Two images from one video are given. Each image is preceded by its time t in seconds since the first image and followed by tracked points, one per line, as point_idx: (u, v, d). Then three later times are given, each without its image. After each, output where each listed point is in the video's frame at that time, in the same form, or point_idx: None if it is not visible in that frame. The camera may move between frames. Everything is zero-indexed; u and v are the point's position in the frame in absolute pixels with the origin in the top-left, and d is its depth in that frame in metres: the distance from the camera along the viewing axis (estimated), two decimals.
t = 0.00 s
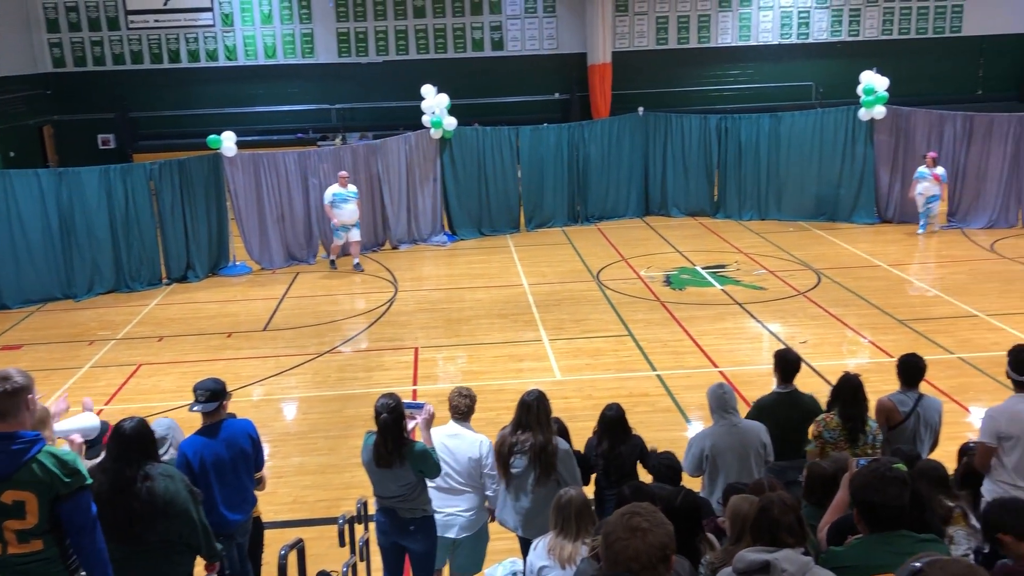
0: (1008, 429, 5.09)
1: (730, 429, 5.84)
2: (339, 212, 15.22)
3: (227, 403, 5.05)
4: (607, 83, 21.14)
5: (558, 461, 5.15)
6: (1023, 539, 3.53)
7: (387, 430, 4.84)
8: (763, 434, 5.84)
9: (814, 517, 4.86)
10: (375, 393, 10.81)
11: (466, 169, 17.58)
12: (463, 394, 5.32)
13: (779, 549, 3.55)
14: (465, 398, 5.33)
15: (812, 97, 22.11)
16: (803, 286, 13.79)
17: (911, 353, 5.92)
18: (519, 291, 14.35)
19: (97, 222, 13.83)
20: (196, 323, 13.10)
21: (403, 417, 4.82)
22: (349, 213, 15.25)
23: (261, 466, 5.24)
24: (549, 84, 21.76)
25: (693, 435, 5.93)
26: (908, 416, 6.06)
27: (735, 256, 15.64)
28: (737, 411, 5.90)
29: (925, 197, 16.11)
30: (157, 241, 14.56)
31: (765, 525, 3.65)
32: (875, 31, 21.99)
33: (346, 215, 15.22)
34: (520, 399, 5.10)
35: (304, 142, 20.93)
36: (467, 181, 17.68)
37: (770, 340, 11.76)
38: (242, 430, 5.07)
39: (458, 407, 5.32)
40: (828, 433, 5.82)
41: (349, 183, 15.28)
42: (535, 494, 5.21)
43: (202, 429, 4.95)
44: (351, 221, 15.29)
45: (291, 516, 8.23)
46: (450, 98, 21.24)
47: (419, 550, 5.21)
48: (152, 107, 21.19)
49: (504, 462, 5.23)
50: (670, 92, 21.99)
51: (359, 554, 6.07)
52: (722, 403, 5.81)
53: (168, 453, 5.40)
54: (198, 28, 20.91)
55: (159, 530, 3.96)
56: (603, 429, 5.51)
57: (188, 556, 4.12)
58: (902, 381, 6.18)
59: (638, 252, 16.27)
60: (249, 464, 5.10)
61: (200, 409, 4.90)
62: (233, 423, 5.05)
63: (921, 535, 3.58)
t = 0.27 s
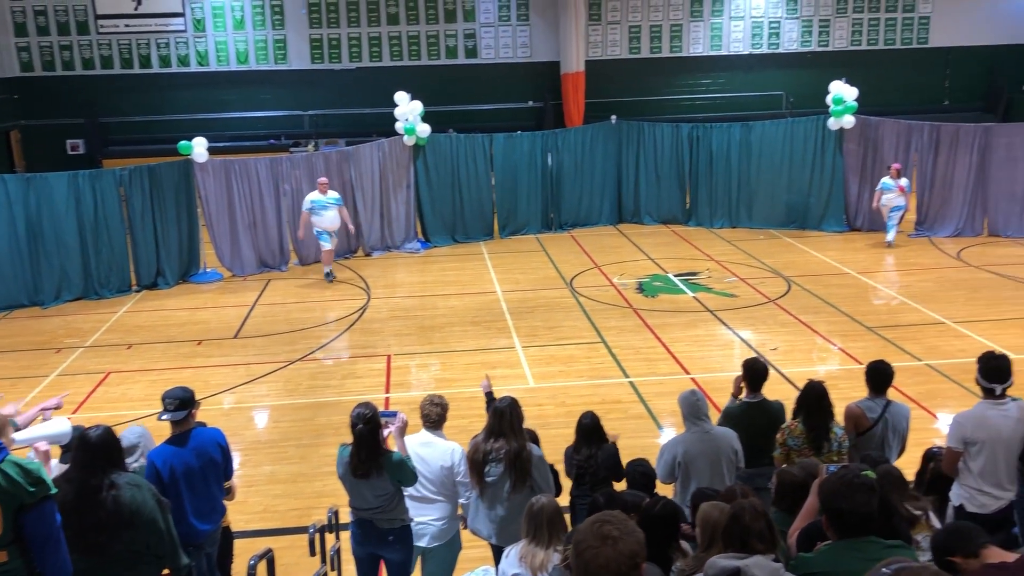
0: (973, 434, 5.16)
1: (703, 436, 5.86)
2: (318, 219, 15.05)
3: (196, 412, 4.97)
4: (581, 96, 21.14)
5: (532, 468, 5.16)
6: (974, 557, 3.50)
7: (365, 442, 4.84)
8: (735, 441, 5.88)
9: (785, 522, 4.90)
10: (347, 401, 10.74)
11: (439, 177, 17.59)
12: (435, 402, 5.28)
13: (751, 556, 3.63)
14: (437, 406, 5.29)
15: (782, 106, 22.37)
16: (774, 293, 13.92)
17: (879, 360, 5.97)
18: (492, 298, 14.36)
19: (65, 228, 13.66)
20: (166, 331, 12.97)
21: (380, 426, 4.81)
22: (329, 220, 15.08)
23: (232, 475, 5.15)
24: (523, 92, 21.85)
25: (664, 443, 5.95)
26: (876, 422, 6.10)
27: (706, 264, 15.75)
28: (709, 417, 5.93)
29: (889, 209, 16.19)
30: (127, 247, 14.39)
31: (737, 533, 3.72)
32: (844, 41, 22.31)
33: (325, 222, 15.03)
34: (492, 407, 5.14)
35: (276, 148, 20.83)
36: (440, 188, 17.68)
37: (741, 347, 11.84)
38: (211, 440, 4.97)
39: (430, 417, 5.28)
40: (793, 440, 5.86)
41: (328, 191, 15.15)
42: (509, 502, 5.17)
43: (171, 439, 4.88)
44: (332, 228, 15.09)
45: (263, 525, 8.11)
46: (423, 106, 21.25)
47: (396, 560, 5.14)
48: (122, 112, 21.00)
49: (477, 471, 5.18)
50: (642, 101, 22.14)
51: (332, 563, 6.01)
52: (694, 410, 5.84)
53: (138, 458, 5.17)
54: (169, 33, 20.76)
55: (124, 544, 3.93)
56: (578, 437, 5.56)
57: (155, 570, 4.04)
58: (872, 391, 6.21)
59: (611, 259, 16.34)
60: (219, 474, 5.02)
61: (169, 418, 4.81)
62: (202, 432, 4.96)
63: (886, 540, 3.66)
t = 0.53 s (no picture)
0: (943, 442, 5.21)
1: (677, 444, 5.81)
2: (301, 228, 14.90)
3: (164, 420, 4.88)
4: (556, 102, 21.23)
5: (506, 476, 5.14)
6: (938, 564, 3.65)
7: (336, 452, 4.70)
8: (707, 448, 5.86)
9: (756, 531, 4.88)
10: (320, 409, 10.65)
11: (414, 184, 17.57)
12: (403, 410, 5.35)
13: (723, 565, 3.65)
14: (404, 414, 5.35)
15: (755, 116, 22.59)
16: (746, 301, 14.02)
17: (850, 370, 5.89)
18: (467, 305, 14.33)
19: (34, 233, 13.41)
20: (136, 337, 12.82)
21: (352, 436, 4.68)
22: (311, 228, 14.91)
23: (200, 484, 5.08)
24: (498, 100, 21.89)
25: (636, 450, 5.94)
26: (847, 430, 6.05)
27: (680, 272, 15.84)
28: (682, 424, 5.88)
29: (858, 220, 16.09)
30: (97, 252, 14.21)
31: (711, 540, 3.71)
32: (816, 52, 22.57)
33: (308, 230, 14.86)
34: (465, 414, 5.10)
35: (250, 153, 20.70)
36: (415, 195, 17.65)
37: (714, 355, 11.90)
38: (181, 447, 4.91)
39: (396, 423, 5.34)
40: (761, 448, 5.99)
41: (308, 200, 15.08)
42: (485, 510, 5.17)
43: (140, 448, 4.78)
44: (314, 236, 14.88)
45: (234, 534, 7.98)
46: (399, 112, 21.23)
47: (373, 570, 5.07)
48: (94, 116, 20.78)
49: (452, 479, 5.15)
50: (617, 109, 22.25)
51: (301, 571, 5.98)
52: (667, 418, 5.79)
53: (104, 465, 5.04)
54: (142, 37, 20.57)
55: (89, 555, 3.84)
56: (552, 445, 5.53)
57: None
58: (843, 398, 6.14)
59: (586, 267, 16.38)
60: (189, 482, 4.95)
61: (137, 427, 4.70)
62: (172, 440, 4.88)
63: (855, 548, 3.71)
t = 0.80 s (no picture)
0: (919, 452, 5.23)
1: (656, 450, 5.73)
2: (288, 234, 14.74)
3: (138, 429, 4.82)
4: (536, 111, 21.15)
5: (486, 482, 5.11)
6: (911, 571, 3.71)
7: (293, 462, 4.63)
8: (686, 454, 5.77)
9: (732, 538, 4.80)
10: (297, 416, 10.54)
11: (393, 190, 17.54)
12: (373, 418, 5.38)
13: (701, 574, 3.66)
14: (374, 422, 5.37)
15: (733, 126, 22.78)
16: (723, 309, 14.10)
17: (830, 380, 5.83)
18: (446, 312, 14.31)
19: (8, 237, 13.22)
20: (111, 343, 12.69)
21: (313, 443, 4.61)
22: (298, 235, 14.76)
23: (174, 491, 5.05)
24: (478, 107, 21.93)
25: (612, 454, 5.87)
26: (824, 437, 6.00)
27: (658, 280, 15.90)
28: (660, 431, 5.77)
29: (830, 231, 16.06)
30: (71, 257, 14.05)
31: (689, 549, 3.72)
32: (793, 63, 22.80)
33: (295, 236, 14.71)
34: (446, 420, 5.11)
35: (228, 158, 20.60)
36: (394, 201, 17.62)
37: (692, 363, 11.94)
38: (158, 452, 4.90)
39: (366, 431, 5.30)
40: (739, 455, 5.98)
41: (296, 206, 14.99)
42: (464, 517, 5.15)
43: (118, 453, 4.71)
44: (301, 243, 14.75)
45: (209, 542, 7.87)
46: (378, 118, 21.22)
47: None
48: (70, 120, 20.61)
49: (431, 485, 5.13)
50: (597, 118, 22.35)
51: None
52: (644, 426, 5.67)
53: (72, 456, 4.84)
54: (119, 41, 20.42)
55: (60, 564, 3.80)
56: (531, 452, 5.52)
57: None
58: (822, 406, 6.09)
59: (564, 274, 16.41)
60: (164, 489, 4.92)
61: (119, 433, 4.66)
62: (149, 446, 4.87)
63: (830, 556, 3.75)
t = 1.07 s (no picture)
0: (900, 461, 5.23)
1: (637, 457, 5.71)
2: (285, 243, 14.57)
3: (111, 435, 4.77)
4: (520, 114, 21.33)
5: (473, 486, 5.10)
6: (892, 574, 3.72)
7: (255, 471, 4.57)
8: (667, 461, 5.76)
9: (712, 544, 4.78)
10: (279, 421, 10.43)
11: (378, 195, 17.51)
12: (345, 421, 5.13)
13: None
14: (346, 425, 5.14)
15: (717, 133, 22.90)
16: (707, 316, 14.13)
17: (814, 388, 5.75)
18: (430, 318, 14.28)
19: None
20: (91, 348, 12.59)
21: (275, 455, 4.56)
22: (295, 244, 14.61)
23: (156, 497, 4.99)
24: (463, 113, 21.94)
25: (595, 460, 5.82)
26: (805, 444, 5.94)
27: (642, 286, 15.94)
28: (641, 438, 5.74)
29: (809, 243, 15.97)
30: (52, 261, 13.93)
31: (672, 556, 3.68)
32: (777, 71, 22.96)
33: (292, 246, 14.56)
34: (432, 424, 5.05)
35: (211, 162, 20.53)
36: (379, 206, 17.58)
37: (675, 370, 11.95)
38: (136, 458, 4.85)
39: (334, 437, 5.10)
40: (723, 463, 6.04)
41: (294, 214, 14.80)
42: (449, 521, 5.14)
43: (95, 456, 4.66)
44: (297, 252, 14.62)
45: (188, 549, 7.73)
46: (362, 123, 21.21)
47: None
48: (52, 123, 20.48)
49: (417, 490, 5.10)
50: (581, 125, 22.41)
51: None
52: (626, 432, 5.63)
53: (48, 471, 4.82)
54: (102, 43, 20.32)
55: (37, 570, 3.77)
56: (516, 458, 5.48)
57: None
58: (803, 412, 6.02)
59: (548, 280, 16.43)
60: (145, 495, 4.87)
61: (94, 439, 4.61)
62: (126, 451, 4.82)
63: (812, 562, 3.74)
